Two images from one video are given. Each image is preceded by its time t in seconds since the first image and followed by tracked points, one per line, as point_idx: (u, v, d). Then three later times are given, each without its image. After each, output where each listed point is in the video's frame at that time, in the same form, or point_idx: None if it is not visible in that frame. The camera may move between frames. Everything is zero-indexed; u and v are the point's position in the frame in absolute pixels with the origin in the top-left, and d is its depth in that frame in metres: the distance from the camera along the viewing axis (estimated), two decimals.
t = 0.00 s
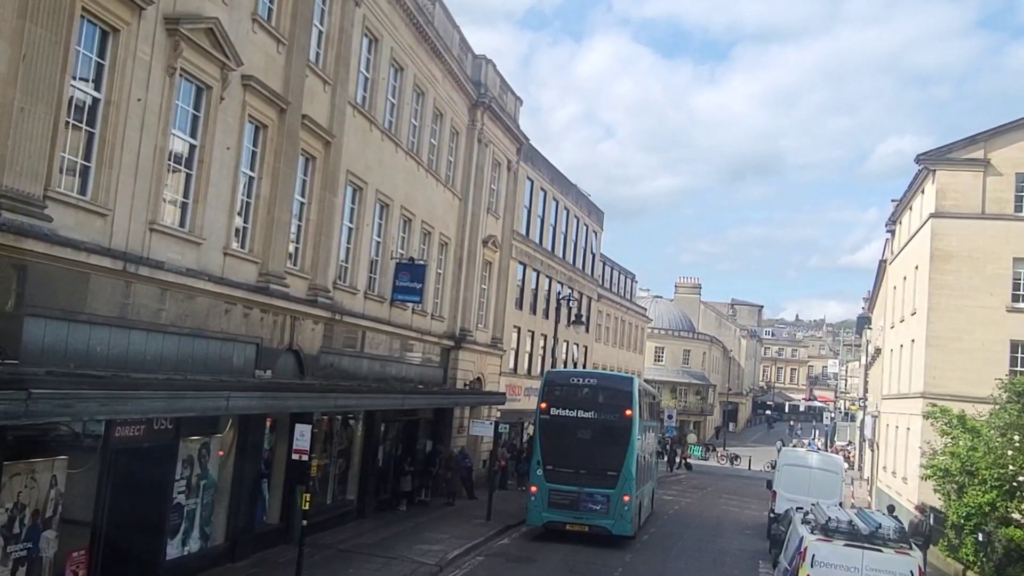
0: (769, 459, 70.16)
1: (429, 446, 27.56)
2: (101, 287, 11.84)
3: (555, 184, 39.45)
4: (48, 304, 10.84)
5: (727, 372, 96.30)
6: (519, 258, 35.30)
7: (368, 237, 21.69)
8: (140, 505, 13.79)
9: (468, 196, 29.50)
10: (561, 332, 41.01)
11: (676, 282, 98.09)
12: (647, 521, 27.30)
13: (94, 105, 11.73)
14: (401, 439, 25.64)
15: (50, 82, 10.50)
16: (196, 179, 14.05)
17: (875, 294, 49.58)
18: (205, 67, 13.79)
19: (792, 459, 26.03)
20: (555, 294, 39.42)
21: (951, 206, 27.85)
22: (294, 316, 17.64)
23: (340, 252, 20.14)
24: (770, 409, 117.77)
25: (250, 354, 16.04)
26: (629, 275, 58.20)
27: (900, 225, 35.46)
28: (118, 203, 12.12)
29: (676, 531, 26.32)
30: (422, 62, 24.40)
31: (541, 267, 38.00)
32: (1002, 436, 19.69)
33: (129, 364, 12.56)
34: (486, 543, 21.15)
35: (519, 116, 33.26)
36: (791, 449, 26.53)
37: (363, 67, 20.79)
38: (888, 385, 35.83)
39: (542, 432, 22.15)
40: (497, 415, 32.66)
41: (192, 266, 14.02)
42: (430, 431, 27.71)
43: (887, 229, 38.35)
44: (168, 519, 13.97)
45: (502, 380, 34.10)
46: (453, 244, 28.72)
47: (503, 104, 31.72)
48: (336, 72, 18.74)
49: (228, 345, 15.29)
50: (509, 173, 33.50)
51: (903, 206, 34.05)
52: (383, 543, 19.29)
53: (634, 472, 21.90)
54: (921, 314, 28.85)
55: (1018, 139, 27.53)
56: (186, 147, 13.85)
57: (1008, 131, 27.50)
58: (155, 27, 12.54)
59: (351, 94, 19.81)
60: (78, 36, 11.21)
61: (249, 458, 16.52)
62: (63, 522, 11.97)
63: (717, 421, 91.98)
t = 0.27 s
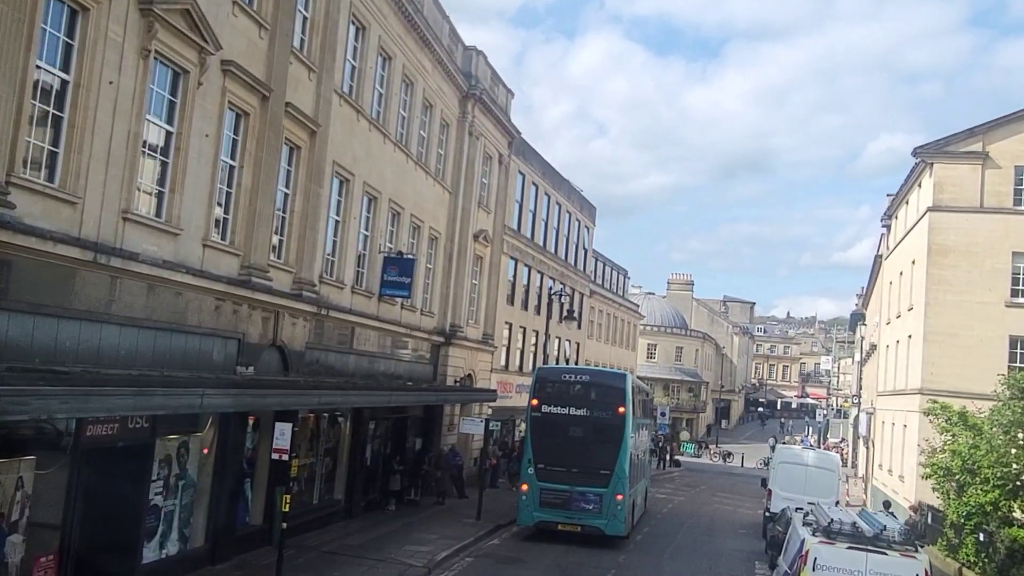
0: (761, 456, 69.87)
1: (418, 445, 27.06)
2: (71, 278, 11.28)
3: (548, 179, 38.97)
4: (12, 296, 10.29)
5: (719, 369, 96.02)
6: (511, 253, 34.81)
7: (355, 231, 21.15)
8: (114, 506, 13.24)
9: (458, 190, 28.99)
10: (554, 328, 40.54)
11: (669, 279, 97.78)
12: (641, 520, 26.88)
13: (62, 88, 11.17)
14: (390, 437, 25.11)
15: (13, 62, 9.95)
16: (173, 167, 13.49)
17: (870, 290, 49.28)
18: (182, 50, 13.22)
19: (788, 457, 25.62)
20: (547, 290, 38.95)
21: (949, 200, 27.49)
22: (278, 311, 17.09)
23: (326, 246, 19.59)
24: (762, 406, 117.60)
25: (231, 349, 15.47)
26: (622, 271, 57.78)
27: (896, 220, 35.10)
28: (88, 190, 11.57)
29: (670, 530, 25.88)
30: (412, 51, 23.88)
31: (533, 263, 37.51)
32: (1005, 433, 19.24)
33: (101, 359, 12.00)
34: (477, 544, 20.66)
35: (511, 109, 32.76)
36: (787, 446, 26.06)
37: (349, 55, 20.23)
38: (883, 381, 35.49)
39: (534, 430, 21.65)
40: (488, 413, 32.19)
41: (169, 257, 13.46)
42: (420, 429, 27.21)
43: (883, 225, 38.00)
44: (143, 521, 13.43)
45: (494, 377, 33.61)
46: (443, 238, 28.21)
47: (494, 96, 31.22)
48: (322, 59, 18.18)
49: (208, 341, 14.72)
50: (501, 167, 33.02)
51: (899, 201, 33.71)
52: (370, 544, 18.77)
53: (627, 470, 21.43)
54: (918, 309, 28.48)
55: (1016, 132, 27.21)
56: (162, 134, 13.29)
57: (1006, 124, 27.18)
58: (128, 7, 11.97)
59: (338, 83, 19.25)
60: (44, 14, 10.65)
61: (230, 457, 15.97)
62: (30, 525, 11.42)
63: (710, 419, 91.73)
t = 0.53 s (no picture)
0: (761, 461, 69.23)
1: (413, 450, 26.44)
2: (41, 275, 10.70)
3: (545, 179, 38.39)
4: None
5: (718, 373, 95.45)
6: (507, 254, 34.20)
7: (347, 229, 20.57)
8: (90, 515, 12.67)
9: (454, 189, 28.42)
10: (551, 331, 39.94)
11: (667, 282, 97.26)
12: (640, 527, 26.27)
13: (33, 75, 10.60)
14: (383, 442, 24.50)
15: None
16: (153, 161, 12.93)
17: (871, 293, 48.74)
18: (163, 38, 12.66)
19: (791, 463, 25.06)
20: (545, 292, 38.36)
21: (954, 201, 26.93)
22: (265, 311, 16.50)
23: (316, 244, 19.00)
24: (761, 410, 117.02)
25: (215, 351, 14.87)
26: (620, 273, 57.18)
27: (899, 222, 34.56)
28: (61, 183, 10.98)
29: (670, 538, 25.28)
30: (406, 46, 23.29)
31: (530, 264, 36.91)
32: (1018, 441, 18.72)
33: (74, 361, 11.41)
34: (472, 552, 20.04)
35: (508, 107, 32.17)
36: (790, 453, 25.58)
37: (341, 49, 19.67)
38: (886, 386, 34.92)
39: (530, 435, 21.06)
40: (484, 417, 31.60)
41: (149, 255, 12.87)
42: (414, 434, 26.59)
43: (885, 226, 37.46)
44: (120, 532, 12.86)
45: (490, 381, 33.02)
46: (438, 238, 27.62)
47: (491, 94, 30.63)
48: (312, 51, 17.62)
49: (191, 342, 14.12)
50: (497, 167, 32.44)
51: (903, 202, 33.12)
52: (360, 553, 18.15)
53: (626, 477, 20.86)
54: (922, 312, 27.91)
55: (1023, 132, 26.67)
56: (141, 126, 12.72)
57: (1013, 123, 26.64)
58: None
59: (328, 77, 18.67)
60: None
61: (214, 465, 15.36)
62: None
63: (708, 422, 91.16)
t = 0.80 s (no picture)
0: (765, 470, 68.53)
1: (411, 461, 25.86)
2: (14, 279, 10.15)
3: (546, 184, 37.87)
4: None
5: (721, 381, 94.79)
6: (507, 261, 33.66)
7: (342, 234, 20.05)
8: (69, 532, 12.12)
9: (453, 195, 27.90)
10: (552, 339, 39.36)
11: (669, 290, 96.68)
12: (644, 540, 25.64)
13: (6, 69, 10.08)
14: (380, 453, 23.93)
15: None
16: (136, 160, 12.40)
17: (876, 300, 48.11)
18: (147, 33, 12.15)
19: (798, 474, 24.48)
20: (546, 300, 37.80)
21: (963, 205, 26.36)
22: (256, 318, 15.95)
23: (309, 250, 18.46)
24: (764, 419, 116.29)
25: (202, 359, 14.31)
26: (622, 281, 56.60)
27: (906, 227, 34.00)
28: (36, 182, 10.45)
29: (674, 551, 24.66)
30: (403, 47, 22.79)
31: (530, 271, 36.34)
32: None
33: (50, 370, 10.86)
34: (471, 567, 19.42)
35: (508, 111, 31.66)
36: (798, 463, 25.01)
37: (335, 49, 19.17)
38: (893, 394, 34.31)
39: (530, 446, 20.46)
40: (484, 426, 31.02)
41: (131, 259, 12.33)
42: (412, 444, 26.01)
43: (891, 232, 36.88)
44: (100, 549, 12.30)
45: (490, 390, 32.44)
46: (437, 245, 27.08)
47: (490, 98, 30.13)
48: (305, 50, 17.13)
49: (177, 350, 13.57)
50: (497, 172, 31.92)
51: (910, 208, 32.58)
52: (355, 569, 17.56)
53: (630, 488, 20.26)
54: (931, 319, 27.32)
55: None
56: (124, 124, 12.20)
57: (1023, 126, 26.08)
58: None
59: (322, 77, 18.16)
60: None
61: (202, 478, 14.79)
62: None
63: (711, 431, 90.45)
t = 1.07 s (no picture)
0: (769, 476, 67.84)
1: (408, 467, 25.28)
2: None
3: (547, 186, 37.33)
4: None
5: (724, 386, 94.13)
6: (508, 263, 33.11)
7: (337, 235, 19.52)
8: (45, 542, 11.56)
9: (452, 196, 27.37)
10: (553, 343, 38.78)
11: (672, 295, 96.08)
12: (647, 548, 25.05)
13: None
14: (377, 459, 23.37)
15: None
16: (117, 154, 11.87)
17: (881, 304, 47.51)
18: (127, 20, 11.63)
19: (806, 480, 23.87)
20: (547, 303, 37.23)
21: (973, 206, 25.77)
22: (245, 320, 15.39)
23: (302, 250, 17.90)
24: (767, 424, 115.56)
25: (188, 362, 13.77)
26: (624, 285, 56.02)
27: (913, 229, 33.42)
28: (7, 175, 9.91)
29: (679, 559, 24.06)
30: (399, 44, 22.27)
31: (531, 274, 35.78)
32: None
33: (23, 372, 10.33)
34: None
35: (508, 111, 31.13)
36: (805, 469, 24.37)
37: (329, 44, 18.65)
38: (900, 399, 33.70)
39: (531, 452, 19.88)
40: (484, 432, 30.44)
41: (111, 257, 11.79)
42: (410, 450, 25.43)
43: (898, 235, 36.28)
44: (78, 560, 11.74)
45: (491, 395, 31.87)
46: (435, 247, 26.53)
47: (490, 97, 29.60)
48: (296, 44, 16.62)
49: (161, 352, 13.02)
50: (497, 173, 31.38)
51: (917, 209, 32.01)
52: None
53: (634, 496, 19.68)
54: (941, 322, 26.72)
55: None
56: (103, 116, 11.67)
57: None
58: None
59: (315, 72, 17.63)
60: None
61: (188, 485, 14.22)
62: None
63: (714, 437, 89.76)
